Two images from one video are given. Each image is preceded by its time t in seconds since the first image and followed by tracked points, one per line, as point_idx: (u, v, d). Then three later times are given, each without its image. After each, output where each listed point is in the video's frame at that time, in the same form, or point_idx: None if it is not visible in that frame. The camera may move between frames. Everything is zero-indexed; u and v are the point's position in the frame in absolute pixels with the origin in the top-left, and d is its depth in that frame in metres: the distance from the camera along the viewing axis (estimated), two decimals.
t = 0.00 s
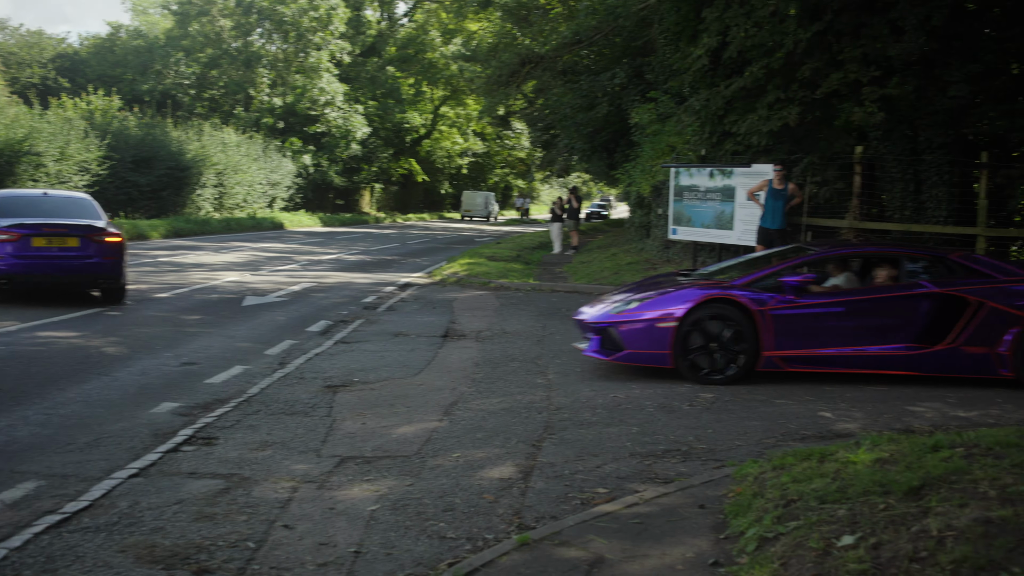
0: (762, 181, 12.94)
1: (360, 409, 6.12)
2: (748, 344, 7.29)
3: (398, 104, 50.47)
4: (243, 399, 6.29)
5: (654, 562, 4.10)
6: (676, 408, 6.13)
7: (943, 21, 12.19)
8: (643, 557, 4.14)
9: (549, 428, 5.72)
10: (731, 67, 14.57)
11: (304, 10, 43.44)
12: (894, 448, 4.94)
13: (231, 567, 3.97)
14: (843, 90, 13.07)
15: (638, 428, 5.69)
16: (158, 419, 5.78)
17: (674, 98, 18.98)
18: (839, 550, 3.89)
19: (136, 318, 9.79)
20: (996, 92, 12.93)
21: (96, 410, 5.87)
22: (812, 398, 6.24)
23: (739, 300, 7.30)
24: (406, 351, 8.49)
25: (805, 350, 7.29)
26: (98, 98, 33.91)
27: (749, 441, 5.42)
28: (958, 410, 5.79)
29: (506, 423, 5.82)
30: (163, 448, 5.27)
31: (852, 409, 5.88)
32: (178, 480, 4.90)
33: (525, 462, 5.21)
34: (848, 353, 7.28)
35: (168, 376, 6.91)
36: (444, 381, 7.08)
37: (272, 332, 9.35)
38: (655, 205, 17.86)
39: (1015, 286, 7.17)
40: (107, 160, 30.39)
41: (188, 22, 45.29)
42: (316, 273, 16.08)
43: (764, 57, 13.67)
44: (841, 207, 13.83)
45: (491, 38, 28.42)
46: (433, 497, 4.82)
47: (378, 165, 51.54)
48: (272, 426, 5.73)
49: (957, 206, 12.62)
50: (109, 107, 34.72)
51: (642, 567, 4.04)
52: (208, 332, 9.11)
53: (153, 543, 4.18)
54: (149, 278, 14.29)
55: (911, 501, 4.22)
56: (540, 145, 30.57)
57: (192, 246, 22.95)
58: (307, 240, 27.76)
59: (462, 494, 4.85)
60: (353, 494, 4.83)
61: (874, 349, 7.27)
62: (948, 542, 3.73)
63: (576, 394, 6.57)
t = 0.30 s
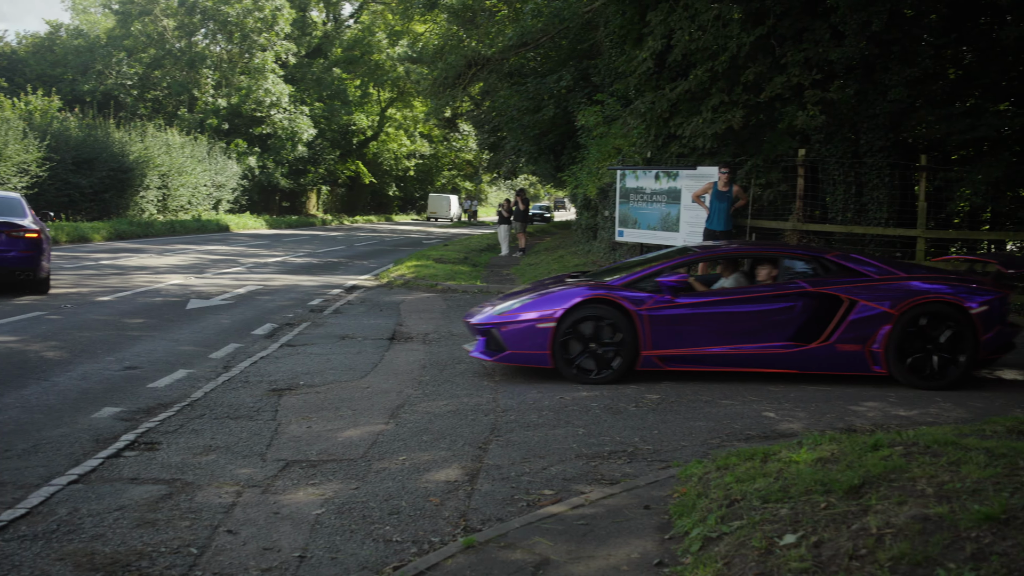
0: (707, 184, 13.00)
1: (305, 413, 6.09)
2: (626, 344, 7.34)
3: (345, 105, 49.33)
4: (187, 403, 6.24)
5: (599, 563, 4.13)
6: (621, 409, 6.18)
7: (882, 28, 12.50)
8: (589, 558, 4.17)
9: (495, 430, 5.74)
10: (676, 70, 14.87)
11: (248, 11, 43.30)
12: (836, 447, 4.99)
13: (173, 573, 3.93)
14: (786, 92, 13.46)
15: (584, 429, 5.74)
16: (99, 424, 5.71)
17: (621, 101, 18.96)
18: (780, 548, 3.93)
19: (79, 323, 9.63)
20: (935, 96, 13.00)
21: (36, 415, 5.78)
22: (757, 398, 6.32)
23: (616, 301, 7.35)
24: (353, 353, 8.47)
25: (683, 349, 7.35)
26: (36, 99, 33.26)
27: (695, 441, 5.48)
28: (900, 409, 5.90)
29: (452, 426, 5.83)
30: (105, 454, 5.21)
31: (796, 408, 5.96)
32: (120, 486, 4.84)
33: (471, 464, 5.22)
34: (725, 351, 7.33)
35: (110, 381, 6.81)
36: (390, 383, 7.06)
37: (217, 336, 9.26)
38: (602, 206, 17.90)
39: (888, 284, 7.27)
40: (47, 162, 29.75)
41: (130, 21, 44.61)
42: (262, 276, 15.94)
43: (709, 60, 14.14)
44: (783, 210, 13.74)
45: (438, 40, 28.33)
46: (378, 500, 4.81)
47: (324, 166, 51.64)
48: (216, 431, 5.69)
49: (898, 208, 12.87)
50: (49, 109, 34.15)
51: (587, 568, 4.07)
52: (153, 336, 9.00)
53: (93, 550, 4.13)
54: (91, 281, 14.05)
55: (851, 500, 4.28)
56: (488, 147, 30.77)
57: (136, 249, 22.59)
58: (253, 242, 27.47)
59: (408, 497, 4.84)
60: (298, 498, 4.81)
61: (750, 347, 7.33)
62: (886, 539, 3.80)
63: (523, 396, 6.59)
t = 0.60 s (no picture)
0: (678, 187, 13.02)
1: (276, 417, 6.07)
2: (538, 348, 7.36)
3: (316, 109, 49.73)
4: (158, 408, 6.19)
5: (570, 566, 4.14)
6: (593, 412, 6.18)
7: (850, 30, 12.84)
8: (560, 562, 4.18)
9: (468, 434, 5.74)
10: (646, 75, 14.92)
11: (219, 13, 42.90)
12: (806, 450, 5.02)
13: None
14: (756, 96, 13.63)
15: (556, 432, 5.75)
16: (67, 429, 5.67)
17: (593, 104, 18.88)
18: (751, 550, 3.96)
19: (47, 328, 9.53)
20: (903, 101, 13.11)
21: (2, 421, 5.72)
22: (729, 400, 6.34)
23: (526, 305, 7.36)
24: (325, 358, 8.45)
25: (595, 352, 7.37)
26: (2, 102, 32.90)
27: (666, 443, 5.49)
28: (870, 411, 5.95)
29: (425, 430, 5.82)
30: (73, 460, 5.17)
31: (767, 410, 6.00)
32: (88, 492, 4.80)
33: (442, 468, 5.22)
34: (636, 354, 7.36)
35: (79, 386, 6.76)
36: (362, 388, 7.05)
37: (187, 340, 9.21)
38: (574, 210, 17.86)
39: (798, 285, 7.33)
40: (14, 164, 29.64)
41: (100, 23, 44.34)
42: (233, 280, 15.84)
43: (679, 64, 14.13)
44: (755, 212, 13.71)
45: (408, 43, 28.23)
46: (350, 505, 4.80)
47: (296, 169, 51.50)
48: (186, 435, 5.65)
49: (868, 211, 13.00)
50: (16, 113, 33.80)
51: (557, 571, 4.08)
52: (122, 341, 8.93)
53: (60, 557, 4.10)
54: (60, 285, 13.89)
55: (820, 501, 4.31)
56: (460, 150, 30.79)
57: (106, 253, 22.39)
58: (224, 246, 27.22)
59: (380, 501, 4.84)
60: (268, 503, 4.79)
61: (662, 349, 7.35)
62: (856, 541, 3.82)
63: (495, 400, 6.59)
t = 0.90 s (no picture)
0: (669, 197, 13.01)
1: (268, 428, 6.06)
2: (481, 358, 7.36)
3: (309, 119, 49.48)
4: (149, 419, 6.18)
5: None
6: (586, 421, 6.17)
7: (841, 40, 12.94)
8: (554, 572, 4.17)
9: (460, 444, 5.74)
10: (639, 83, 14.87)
11: (211, 23, 43.41)
12: (799, 459, 5.02)
13: None
14: (747, 106, 13.68)
15: (550, 442, 5.74)
16: (59, 441, 5.65)
17: (585, 113, 18.98)
18: (745, 560, 3.96)
19: (38, 339, 9.48)
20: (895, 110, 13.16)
21: None
22: (720, 409, 6.34)
23: (469, 315, 7.37)
24: (317, 368, 8.44)
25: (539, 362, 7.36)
26: None
27: (659, 453, 5.49)
28: (863, 420, 5.95)
29: (417, 440, 5.81)
30: (64, 472, 5.15)
31: (759, 419, 6.00)
32: (80, 503, 4.79)
33: (435, 478, 5.21)
34: (579, 364, 7.35)
35: (71, 397, 6.73)
36: (355, 399, 7.04)
37: (179, 351, 9.19)
38: (567, 220, 17.75)
39: (741, 295, 7.35)
40: (6, 175, 29.50)
41: (92, 34, 44.31)
42: (226, 290, 15.81)
43: (671, 73, 14.28)
44: (747, 221, 13.88)
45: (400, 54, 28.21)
46: (343, 515, 4.79)
47: (288, 179, 51.53)
48: (179, 446, 5.65)
49: (860, 220, 13.29)
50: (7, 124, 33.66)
51: None
52: (113, 352, 8.89)
53: (52, 569, 4.09)
54: (51, 296, 13.81)
55: (814, 511, 4.32)
56: (452, 161, 30.85)
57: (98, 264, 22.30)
58: (217, 256, 27.08)
59: (372, 512, 4.83)
60: (261, 514, 4.78)
61: (605, 359, 7.35)
62: (849, 550, 3.83)
63: (488, 410, 6.58)
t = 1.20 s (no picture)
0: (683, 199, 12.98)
1: (282, 430, 6.07)
2: (446, 362, 7.36)
3: (322, 121, 48.82)
4: (164, 420, 6.20)
5: None
6: (600, 424, 6.17)
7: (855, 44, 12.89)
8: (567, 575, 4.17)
9: (474, 446, 5.74)
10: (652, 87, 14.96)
11: (225, 25, 43.18)
12: (813, 463, 5.00)
13: None
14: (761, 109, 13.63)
15: (563, 444, 5.73)
16: (74, 441, 5.67)
17: (598, 116, 19.00)
18: (759, 564, 3.96)
19: (53, 340, 9.51)
20: (909, 114, 13.14)
21: (8, 433, 5.73)
22: (733, 412, 6.32)
23: (435, 317, 7.38)
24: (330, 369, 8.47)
25: (504, 365, 7.37)
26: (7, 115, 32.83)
27: (673, 456, 5.47)
28: (877, 425, 5.93)
29: (431, 442, 5.81)
30: (79, 472, 5.17)
31: (773, 423, 5.99)
32: (94, 504, 4.80)
33: (449, 481, 5.21)
34: (544, 366, 7.36)
35: (86, 398, 6.76)
36: (368, 402, 7.05)
37: (193, 352, 9.22)
38: (579, 222, 17.72)
39: (705, 298, 7.35)
40: (22, 176, 29.59)
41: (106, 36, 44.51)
42: (240, 292, 15.86)
43: (685, 76, 14.24)
44: (761, 224, 13.96)
45: (415, 56, 28.25)
46: (356, 517, 4.80)
47: (301, 181, 51.71)
48: (194, 447, 5.66)
49: (874, 223, 13.34)
50: (23, 125, 33.81)
51: None
52: (127, 353, 8.93)
53: (67, 569, 4.11)
54: (66, 297, 13.87)
55: (828, 515, 4.30)
56: (465, 163, 30.93)
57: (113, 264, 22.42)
58: (231, 258, 27.09)
59: (386, 514, 4.83)
60: (275, 515, 4.79)
61: (568, 362, 7.34)
62: (864, 555, 3.81)
63: (501, 412, 6.58)
